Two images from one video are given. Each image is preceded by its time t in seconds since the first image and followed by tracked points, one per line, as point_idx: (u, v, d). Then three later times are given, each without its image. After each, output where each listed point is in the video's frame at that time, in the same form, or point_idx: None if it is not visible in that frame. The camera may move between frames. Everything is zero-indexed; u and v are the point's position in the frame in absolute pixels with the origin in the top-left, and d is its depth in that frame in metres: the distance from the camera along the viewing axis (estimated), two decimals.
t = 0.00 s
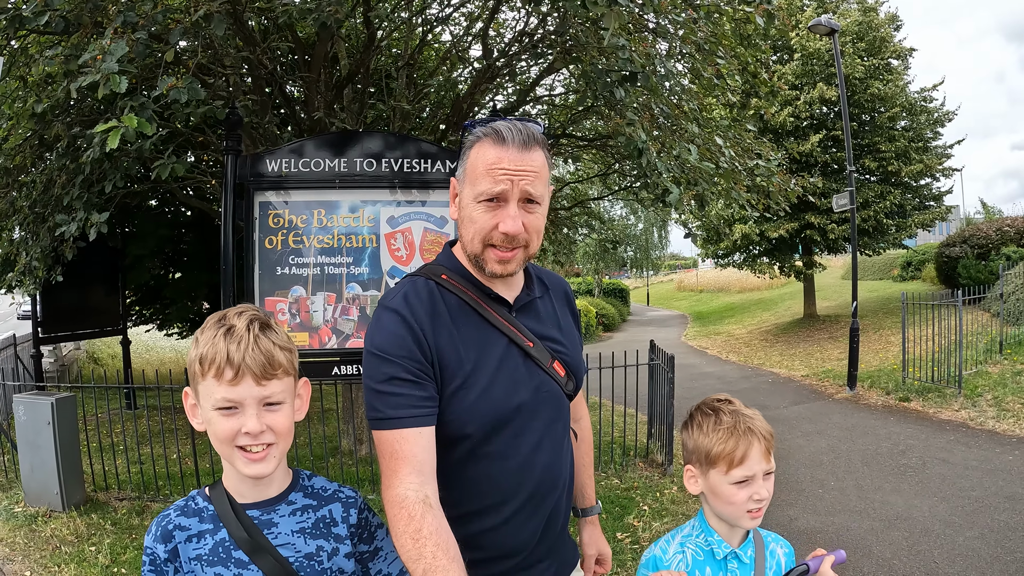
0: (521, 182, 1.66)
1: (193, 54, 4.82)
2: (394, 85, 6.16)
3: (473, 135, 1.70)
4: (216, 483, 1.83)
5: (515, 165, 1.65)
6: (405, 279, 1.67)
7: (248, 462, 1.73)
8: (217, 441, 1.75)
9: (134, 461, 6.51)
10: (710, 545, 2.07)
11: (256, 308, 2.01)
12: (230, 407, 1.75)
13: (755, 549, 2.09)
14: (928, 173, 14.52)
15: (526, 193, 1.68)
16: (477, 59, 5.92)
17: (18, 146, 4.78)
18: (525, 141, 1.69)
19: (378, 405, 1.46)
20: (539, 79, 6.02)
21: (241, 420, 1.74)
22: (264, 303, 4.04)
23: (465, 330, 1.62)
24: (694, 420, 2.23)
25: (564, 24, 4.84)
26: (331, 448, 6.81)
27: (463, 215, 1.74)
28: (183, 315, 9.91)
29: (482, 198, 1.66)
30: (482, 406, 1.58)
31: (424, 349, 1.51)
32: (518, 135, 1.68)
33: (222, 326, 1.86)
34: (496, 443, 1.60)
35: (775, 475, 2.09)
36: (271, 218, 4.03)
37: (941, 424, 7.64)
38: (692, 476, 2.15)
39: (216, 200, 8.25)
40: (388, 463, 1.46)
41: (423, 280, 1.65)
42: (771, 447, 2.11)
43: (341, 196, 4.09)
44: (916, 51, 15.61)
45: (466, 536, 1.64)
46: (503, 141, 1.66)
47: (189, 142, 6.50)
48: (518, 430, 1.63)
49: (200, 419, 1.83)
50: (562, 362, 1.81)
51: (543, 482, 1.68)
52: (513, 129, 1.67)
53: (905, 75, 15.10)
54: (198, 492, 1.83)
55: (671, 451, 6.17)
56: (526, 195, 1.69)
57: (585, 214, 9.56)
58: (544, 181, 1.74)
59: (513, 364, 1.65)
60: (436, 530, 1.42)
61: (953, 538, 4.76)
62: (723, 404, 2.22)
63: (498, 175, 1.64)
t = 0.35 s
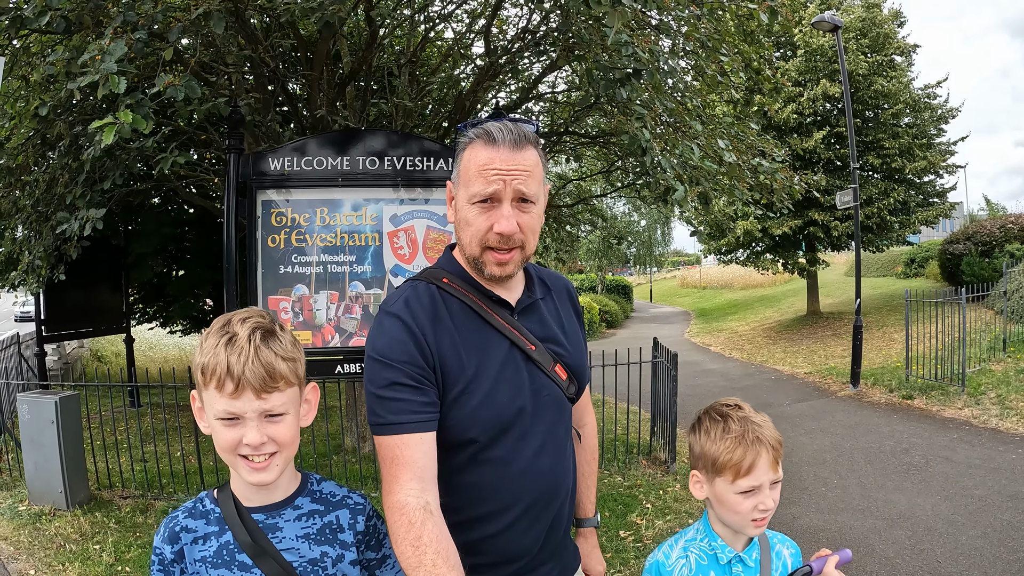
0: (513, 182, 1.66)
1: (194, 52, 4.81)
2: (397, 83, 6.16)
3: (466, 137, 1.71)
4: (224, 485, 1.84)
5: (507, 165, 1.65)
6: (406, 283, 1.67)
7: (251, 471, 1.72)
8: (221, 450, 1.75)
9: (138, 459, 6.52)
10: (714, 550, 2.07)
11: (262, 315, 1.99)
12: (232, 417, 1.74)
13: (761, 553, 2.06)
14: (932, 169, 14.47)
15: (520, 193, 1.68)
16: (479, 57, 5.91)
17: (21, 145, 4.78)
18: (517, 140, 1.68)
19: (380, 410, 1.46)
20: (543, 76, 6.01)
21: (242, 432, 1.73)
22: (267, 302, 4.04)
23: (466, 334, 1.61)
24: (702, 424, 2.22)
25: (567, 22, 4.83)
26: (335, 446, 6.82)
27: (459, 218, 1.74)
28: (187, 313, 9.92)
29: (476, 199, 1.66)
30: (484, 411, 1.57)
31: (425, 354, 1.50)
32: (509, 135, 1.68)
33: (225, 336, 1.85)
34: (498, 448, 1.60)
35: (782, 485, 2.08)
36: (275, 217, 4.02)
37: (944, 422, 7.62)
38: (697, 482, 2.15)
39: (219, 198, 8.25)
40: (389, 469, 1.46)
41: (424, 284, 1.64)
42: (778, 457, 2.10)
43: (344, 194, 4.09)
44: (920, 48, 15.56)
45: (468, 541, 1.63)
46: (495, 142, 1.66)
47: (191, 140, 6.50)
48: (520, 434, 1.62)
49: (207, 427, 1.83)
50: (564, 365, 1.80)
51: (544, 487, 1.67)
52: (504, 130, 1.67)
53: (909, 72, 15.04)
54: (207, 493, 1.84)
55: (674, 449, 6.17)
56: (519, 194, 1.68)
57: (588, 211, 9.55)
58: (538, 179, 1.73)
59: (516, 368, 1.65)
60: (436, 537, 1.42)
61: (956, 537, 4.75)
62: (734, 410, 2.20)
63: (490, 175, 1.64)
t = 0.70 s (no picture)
0: (512, 198, 1.66)
1: (199, 55, 4.82)
2: (402, 84, 6.18)
3: (464, 158, 1.73)
4: (258, 494, 1.86)
5: (503, 182, 1.65)
6: (423, 298, 1.67)
7: (282, 486, 1.74)
8: (254, 465, 1.77)
9: (145, 458, 6.55)
10: (715, 558, 2.07)
11: (294, 331, 1.99)
12: (263, 435, 1.76)
13: (761, 557, 2.07)
14: (935, 168, 14.45)
15: (519, 208, 1.67)
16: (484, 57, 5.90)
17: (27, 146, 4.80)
18: (512, 155, 1.69)
19: (400, 426, 1.47)
20: (547, 76, 6.01)
21: (273, 449, 1.74)
22: (276, 303, 4.05)
23: (484, 349, 1.62)
24: (696, 436, 2.24)
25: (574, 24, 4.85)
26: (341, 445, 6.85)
27: (466, 238, 1.76)
28: (192, 311, 9.95)
29: (477, 218, 1.67)
30: (502, 425, 1.59)
31: (445, 371, 1.51)
32: (503, 151, 1.68)
33: (257, 353, 1.86)
34: (515, 460, 1.61)
35: (775, 494, 2.10)
36: (283, 220, 4.03)
37: (947, 422, 7.63)
38: (692, 492, 2.16)
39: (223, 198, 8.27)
40: (407, 484, 1.47)
41: (442, 300, 1.65)
42: (771, 467, 2.11)
43: (351, 197, 4.10)
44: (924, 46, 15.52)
45: (485, 551, 1.65)
46: (489, 160, 1.67)
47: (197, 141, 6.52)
48: (538, 446, 1.64)
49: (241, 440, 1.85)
50: (579, 376, 1.82)
51: (559, 498, 1.69)
52: (497, 147, 1.68)
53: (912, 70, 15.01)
54: (241, 502, 1.87)
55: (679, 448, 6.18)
56: (520, 209, 1.68)
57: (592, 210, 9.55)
58: (538, 192, 1.72)
59: (533, 381, 1.66)
60: (452, 556, 1.42)
61: (957, 538, 4.75)
62: (726, 422, 2.22)
63: (488, 194, 1.65)
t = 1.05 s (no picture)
0: (518, 204, 1.65)
1: (201, 54, 4.82)
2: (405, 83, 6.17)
3: (469, 164, 1.72)
4: (265, 501, 1.86)
5: (509, 188, 1.65)
6: (428, 306, 1.66)
7: (289, 495, 1.73)
8: (262, 473, 1.77)
9: (149, 457, 6.56)
10: (718, 562, 2.06)
11: (305, 340, 1.99)
12: (270, 443, 1.75)
13: (763, 560, 2.06)
14: (939, 165, 14.40)
15: (526, 214, 1.66)
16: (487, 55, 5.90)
17: (29, 147, 4.79)
18: (518, 160, 1.68)
19: (407, 435, 1.46)
20: (551, 74, 6.00)
21: (280, 457, 1.74)
22: (279, 304, 4.05)
23: (491, 356, 1.61)
24: (699, 440, 2.22)
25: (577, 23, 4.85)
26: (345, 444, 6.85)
27: (472, 244, 1.75)
28: (195, 310, 9.97)
29: (484, 225, 1.66)
30: (510, 432, 1.58)
31: (451, 379, 1.51)
32: (509, 157, 1.68)
33: (266, 362, 1.86)
34: (524, 467, 1.61)
35: (778, 498, 2.10)
36: (286, 220, 4.02)
37: (951, 421, 7.61)
38: (696, 496, 2.15)
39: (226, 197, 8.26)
40: (413, 494, 1.46)
41: (447, 307, 1.64)
42: (774, 471, 2.10)
43: (354, 196, 4.09)
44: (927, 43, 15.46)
45: (494, 560, 1.64)
46: (495, 166, 1.67)
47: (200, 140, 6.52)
48: (546, 452, 1.64)
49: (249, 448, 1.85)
50: (587, 380, 1.81)
51: (568, 503, 1.69)
52: (503, 152, 1.67)
53: (916, 67, 14.95)
54: (249, 508, 1.87)
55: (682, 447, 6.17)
56: (526, 215, 1.67)
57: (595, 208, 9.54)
58: (545, 197, 1.71)
59: (540, 388, 1.66)
60: (458, 567, 1.41)
61: (961, 538, 4.74)
62: (730, 425, 2.20)
63: (494, 200, 1.64)
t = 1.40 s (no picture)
0: (526, 208, 1.64)
1: (205, 54, 4.82)
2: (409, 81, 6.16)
3: (477, 167, 1.72)
4: (274, 507, 1.85)
5: (517, 192, 1.64)
6: (436, 310, 1.66)
7: (299, 502, 1.73)
8: (270, 481, 1.77)
9: (153, 456, 6.57)
10: (726, 564, 2.06)
11: (310, 346, 1.98)
12: (279, 451, 1.75)
13: (772, 564, 2.05)
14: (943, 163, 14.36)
15: (534, 218, 1.66)
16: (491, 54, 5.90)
17: (32, 147, 4.79)
18: (526, 163, 1.67)
19: (416, 440, 1.46)
20: (554, 73, 5.98)
21: (288, 465, 1.73)
22: (283, 304, 4.04)
23: (500, 361, 1.61)
24: (711, 443, 2.23)
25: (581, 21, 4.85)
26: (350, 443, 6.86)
27: (479, 247, 1.74)
28: (198, 309, 9.97)
29: (491, 229, 1.66)
30: (519, 436, 1.58)
31: (460, 384, 1.50)
32: (518, 161, 1.67)
33: (271, 370, 1.85)
34: (533, 472, 1.60)
35: (785, 506, 2.08)
36: (290, 219, 4.02)
37: (955, 421, 7.59)
38: (704, 497, 2.16)
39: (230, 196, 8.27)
40: (422, 499, 1.46)
41: (455, 311, 1.63)
42: (782, 479, 2.09)
43: (358, 196, 4.09)
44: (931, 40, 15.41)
45: (503, 564, 1.64)
46: (504, 170, 1.66)
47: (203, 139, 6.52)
48: (554, 457, 1.64)
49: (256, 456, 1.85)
50: (595, 384, 1.81)
51: (576, 507, 1.68)
52: (511, 156, 1.66)
53: (920, 65, 14.90)
54: (257, 514, 1.86)
55: (686, 446, 6.16)
56: (534, 220, 1.66)
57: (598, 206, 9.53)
58: (553, 202, 1.70)
59: (548, 392, 1.65)
60: (467, 572, 1.40)
61: (965, 538, 4.73)
62: (743, 430, 2.20)
63: (502, 205, 1.64)
